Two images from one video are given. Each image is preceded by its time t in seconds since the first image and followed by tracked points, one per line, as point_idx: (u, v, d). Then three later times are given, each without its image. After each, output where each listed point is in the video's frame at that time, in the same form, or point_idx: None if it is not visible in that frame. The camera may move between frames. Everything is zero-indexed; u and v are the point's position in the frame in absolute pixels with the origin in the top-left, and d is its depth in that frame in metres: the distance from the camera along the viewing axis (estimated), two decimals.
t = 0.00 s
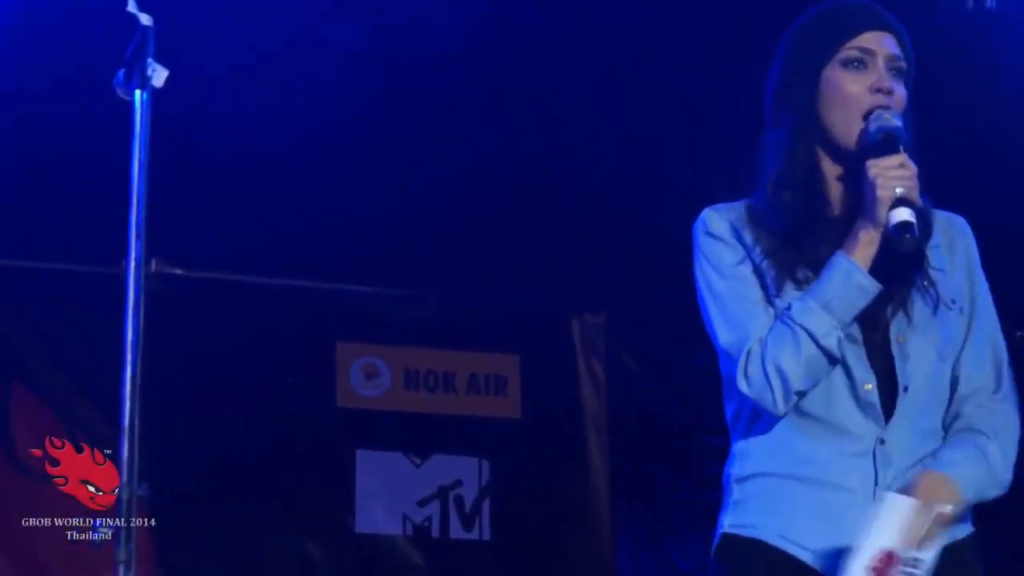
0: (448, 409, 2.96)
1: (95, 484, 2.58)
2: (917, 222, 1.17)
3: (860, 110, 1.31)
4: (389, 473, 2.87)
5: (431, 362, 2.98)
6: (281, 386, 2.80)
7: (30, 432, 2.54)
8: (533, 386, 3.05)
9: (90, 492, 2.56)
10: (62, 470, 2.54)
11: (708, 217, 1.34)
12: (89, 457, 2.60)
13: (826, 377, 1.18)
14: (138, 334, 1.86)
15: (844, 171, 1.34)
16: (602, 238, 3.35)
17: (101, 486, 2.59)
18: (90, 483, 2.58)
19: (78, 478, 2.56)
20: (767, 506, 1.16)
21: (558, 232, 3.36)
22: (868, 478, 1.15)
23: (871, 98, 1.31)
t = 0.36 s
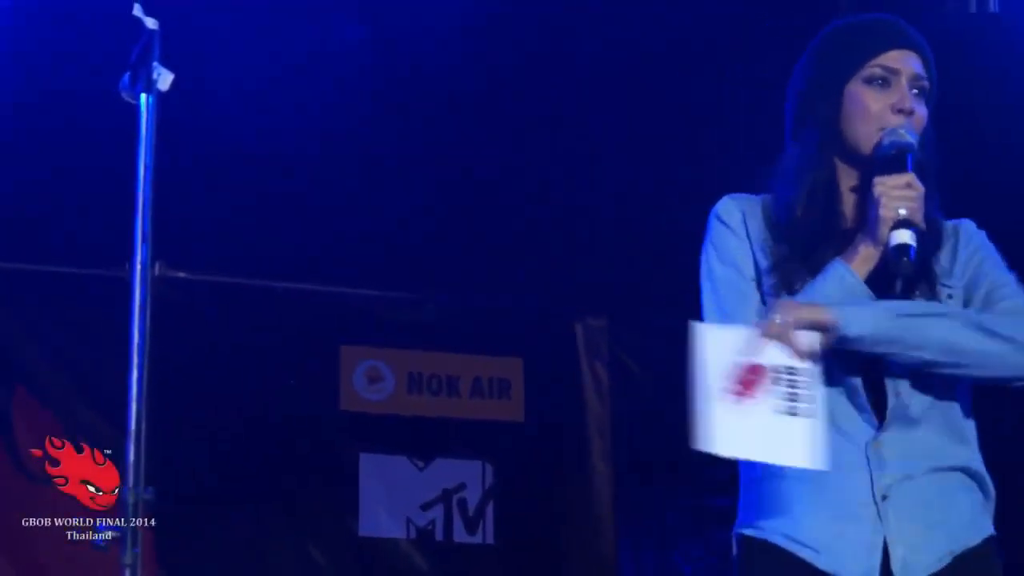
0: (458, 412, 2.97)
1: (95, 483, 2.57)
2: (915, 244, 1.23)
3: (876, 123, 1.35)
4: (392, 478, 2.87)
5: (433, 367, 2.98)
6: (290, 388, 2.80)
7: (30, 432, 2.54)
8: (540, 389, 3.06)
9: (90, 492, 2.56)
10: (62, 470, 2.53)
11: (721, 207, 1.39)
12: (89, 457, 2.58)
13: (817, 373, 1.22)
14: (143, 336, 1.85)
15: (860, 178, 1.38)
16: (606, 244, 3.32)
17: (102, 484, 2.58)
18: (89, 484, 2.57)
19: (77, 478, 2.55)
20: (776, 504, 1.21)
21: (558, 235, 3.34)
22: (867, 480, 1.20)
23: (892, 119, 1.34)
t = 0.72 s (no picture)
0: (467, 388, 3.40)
1: None
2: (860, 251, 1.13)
3: (818, 145, 1.27)
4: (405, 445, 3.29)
5: (444, 346, 3.42)
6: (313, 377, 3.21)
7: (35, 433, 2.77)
8: (536, 373, 3.51)
9: (90, 492, 2.80)
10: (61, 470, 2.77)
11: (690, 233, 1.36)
12: (89, 457, 2.83)
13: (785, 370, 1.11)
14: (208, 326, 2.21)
15: (807, 197, 1.30)
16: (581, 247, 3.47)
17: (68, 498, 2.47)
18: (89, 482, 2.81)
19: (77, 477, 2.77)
20: (727, 463, 1.14)
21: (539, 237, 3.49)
22: (813, 436, 1.12)
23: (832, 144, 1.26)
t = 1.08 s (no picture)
0: (436, 371, 4.56)
1: None
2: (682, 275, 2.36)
3: (654, 214, 2.60)
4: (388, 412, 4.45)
5: (421, 340, 4.61)
6: (325, 363, 4.43)
7: (134, 391, 4.30)
8: (484, 364, 4.64)
9: (89, 491, 3.86)
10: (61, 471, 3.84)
11: (581, 258, 2.51)
12: (89, 458, 4.07)
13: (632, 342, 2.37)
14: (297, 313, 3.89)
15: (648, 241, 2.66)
16: (518, 272, 4.75)
17: None
18: (86, 482, 3.91)
19: (76, 480, 3.81)
20: (603, 393, 2.31)
21: (488, 259, 4.74)
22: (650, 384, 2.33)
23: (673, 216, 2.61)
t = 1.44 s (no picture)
0: (495, 343, 6.73)
1: (98, 485, 3.93)
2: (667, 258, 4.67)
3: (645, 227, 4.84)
4: (463, 373, 6.59)
5: (483, 323, 6.77)
6: (419, 340, 6.56)
7: (290, 360, 6.44)
8: (525, 341, 6.78)
9: (90, 491, 3.91)
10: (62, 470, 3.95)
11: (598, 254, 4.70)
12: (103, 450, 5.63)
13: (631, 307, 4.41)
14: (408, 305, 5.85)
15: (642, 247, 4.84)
16: (543, 279, 7.01)
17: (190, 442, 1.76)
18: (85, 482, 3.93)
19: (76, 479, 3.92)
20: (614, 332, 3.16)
21: (526, 267, 7.00)
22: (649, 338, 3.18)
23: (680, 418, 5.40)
